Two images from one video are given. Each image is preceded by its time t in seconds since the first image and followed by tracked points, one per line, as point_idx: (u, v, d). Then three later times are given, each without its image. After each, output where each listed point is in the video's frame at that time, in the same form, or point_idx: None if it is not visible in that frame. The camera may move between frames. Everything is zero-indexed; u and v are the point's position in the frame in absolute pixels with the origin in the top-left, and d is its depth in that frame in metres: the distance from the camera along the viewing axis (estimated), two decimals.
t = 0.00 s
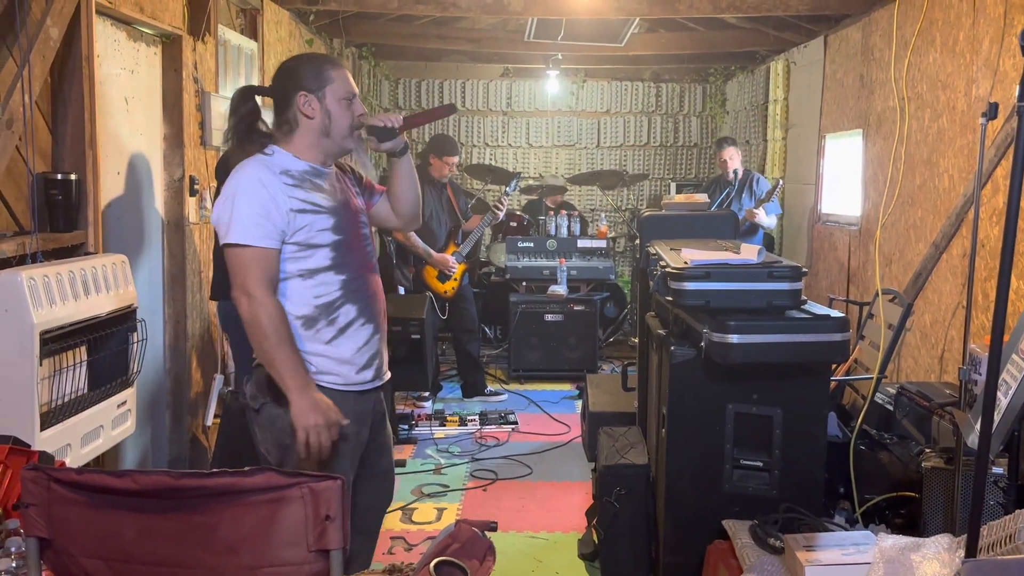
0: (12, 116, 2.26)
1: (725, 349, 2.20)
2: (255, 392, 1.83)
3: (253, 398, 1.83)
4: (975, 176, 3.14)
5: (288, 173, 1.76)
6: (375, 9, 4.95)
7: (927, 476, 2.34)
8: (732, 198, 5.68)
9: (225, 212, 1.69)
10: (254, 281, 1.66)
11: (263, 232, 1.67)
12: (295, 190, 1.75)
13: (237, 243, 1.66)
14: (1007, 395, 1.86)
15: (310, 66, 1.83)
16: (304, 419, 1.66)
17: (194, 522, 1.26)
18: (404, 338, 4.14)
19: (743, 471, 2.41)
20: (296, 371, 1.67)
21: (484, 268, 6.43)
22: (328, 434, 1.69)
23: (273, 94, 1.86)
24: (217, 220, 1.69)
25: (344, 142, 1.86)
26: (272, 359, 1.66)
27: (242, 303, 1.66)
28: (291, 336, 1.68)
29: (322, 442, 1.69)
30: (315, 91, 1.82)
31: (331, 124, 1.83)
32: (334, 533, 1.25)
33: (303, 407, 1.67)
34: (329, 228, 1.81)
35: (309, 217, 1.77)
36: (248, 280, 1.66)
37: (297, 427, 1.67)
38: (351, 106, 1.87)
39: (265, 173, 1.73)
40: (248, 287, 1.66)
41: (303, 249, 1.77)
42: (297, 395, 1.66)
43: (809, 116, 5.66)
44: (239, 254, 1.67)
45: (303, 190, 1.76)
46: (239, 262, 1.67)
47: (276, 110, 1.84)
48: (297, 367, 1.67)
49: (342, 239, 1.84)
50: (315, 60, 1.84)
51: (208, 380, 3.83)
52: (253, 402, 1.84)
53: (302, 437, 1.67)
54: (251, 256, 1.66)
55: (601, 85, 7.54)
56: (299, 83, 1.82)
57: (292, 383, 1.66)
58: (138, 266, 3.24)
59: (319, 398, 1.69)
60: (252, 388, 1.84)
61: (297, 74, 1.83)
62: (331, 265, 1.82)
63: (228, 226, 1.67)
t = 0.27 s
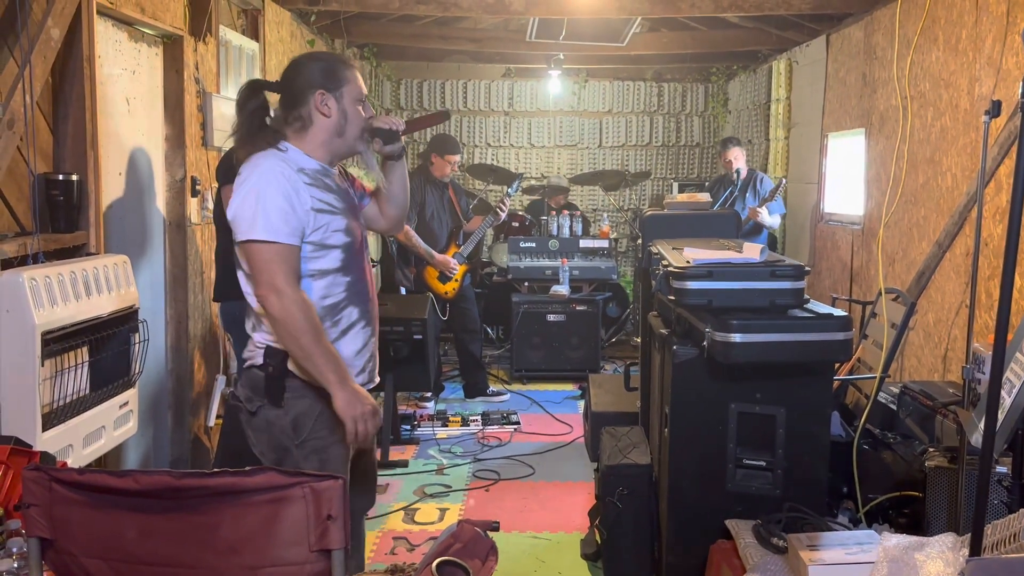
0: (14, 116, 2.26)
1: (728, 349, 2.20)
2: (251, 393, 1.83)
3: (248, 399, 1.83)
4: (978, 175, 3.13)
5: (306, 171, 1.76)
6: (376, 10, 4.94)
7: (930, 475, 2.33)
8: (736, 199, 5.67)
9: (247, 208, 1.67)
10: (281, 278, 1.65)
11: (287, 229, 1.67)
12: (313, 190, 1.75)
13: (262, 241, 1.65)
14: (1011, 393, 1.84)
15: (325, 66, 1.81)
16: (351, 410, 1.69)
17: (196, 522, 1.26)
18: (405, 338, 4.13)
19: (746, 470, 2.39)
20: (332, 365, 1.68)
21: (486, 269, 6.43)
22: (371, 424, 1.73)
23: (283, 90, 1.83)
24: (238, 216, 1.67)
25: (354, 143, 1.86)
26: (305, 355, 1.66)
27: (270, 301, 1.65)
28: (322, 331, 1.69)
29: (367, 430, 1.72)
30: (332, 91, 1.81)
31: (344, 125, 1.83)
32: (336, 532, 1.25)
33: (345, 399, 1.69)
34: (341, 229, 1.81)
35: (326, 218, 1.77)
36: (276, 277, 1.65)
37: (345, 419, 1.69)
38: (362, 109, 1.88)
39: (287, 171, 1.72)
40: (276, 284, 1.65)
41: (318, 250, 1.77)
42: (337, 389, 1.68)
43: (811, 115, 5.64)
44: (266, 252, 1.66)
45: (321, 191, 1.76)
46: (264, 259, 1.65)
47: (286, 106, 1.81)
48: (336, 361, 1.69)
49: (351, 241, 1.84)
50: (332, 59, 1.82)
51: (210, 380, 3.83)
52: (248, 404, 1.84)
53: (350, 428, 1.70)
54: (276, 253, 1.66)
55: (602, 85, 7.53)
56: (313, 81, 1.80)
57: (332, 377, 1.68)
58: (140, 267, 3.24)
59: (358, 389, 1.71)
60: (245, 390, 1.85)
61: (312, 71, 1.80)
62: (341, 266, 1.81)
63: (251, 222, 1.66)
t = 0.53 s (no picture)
0: (18, 116, 2.26)
1: (733, 347, 2.19)
2: (250, 391, 1.81)
3: (248, 397, 1.81)
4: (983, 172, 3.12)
5: (333, 176, 1.74)
6: (379, 9, 4.94)
7: (936, 473, 2.32)
8: (741, 195, 5.67)
9: (279, 211, 1.65)
10: (308, 283, 1.65)
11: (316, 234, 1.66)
12: (339, 195, 1.74)
13: (293, 246, 1.65)
14: (1019, 392, 1.83)
15: (356, 72, 1.78)
16: (364, 418, 1.72)
17: (202, 520, 1.26)
18: (409, 338, 4.13)
19: (752, 469, 2.39)
20: (348, 374, 1.70)
21: (490, 268, 6.42)
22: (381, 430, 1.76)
23: (311, 91, 1.78)
24: (269, 217, 1.65)
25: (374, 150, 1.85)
26: (322, 362, 1.67)
27: (295, 305, 1.65)
28: (341, 338, 1.70)
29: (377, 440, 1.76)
30: (362, 97, 1.78)
31: (369, 132, 1.81)
32: (341, 531, 1.24)
33: (358, 408, 1.71)
34: (359, 235, 1.82)
35: (348, 224, 1.77)
36: (303, 283, 1.65)
37: (359, 426, 1.71)
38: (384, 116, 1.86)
39: (316, 176, 1.70)
40: (302, 288, 1.65)
41: (337, 254, 1.77)
42: (351, 398, 1.70)
43: (815, 113, 5.63)
44: (295, 256, 1.65)
45: (345, 196, 1.76)
46: (290, 262, 1.65)
47: (310, 104, 1.78)
48: (352, 369, 1.71)
49: (365, 246, 1.85)
50: (364, 65, 1.80)
51: (214, 380, 3.83)
52: (247, 401, 1.82)
53: (361, 435, 1.72)
54: (304, 258, 1.66)
55: (605, 83, 7.52)
56: (343, 86, 1.76)
57: (348, 387, 1.69)
58: (144, 267, 3.25)
59: (370, 398, 1.73)
60: (244, 387, 1.82)
61: (342, 74, 1.77)
62: (353, 272, 1.82)
63: (281, 223, 1.64)
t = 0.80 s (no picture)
0: (21, 120, 2.28)
1: (734, 348, 2.20)
2: (253, 390, 1.82)
3: (251, 396, 1.81)
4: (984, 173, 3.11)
5: (355, 188, 1.76)
6: (381, 11, 4.95)
7: (938, 473, 2.32)
8: (744, 195, 5.69)
9: (306, 220, 1.66)
10: (326, 294, 1.67)
11: (338, 246, 1.68)
12: (360, 208, 1.76)
13: (317, 255, 1.66)
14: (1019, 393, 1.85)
15: (389, 90, 1.79)
16: (361, 430, 1.74)
17: (204, 524, 1.27)
18: (411, 339, 4.14)
19: (753, 469, 2.39)
20: (351, 385, 1.71)
21: (492, 269, 6.43)
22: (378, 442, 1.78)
23: (344, 103, 1.78)
24: (296, 225, 1.65)
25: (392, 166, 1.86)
26: (327, 371, 1.68)
27: (309, 314, 1.65)
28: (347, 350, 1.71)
29: (368, 452, 1.77)
30: (391, 117, 1.80)
31: (392, 148, 1.83)
32: (343, 533, 1.25)
33: (358, 420, 1.73)
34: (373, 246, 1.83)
35: (366, 236, 1.79)
36: (320, 293, 1.66)
37: (357, 439, 1.73)
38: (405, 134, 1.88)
39: (342, 187, 1.72)
40: (317, 297, 1.66)
41: (351, 264, 1.78)
42: (351, 409, 1.72)
43: (817, 113, 5.63)
44: (316, 267, 1.66)
45: (365, 209, 1.78)
46: (309, 272, 1.66)
47: (339, 115, 1.77)
48: (355, 381, 1.73)
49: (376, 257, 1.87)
50: (396, 84, 1.81)
51: (218, 382, 3.84)
52: (249, 401, 1.83)
53: (357, 446, 1.74)
54: (324, 268, 1.67)
55: (607, 84, 7.53)
56: (375, 103, 1.77)
57: (348, 398, 1.71)
58: (147, 269, 3.26)
59: (370, 408, 1.76)
60: (247, 387, 1.82)
61: (376, 92, 1.78)
62: (362, 281, 1.84)
63: (306, 233, 1.65)
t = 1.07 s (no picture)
0: (20, 122, 2.28)
1: (735, 348, 2.19)
2: (262, 389, 1.81)
3: (260, 395, 1.81)
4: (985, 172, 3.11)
5: (357, 186, 1.76)
6: (381, 12, 4.95)
7: (939, 473, 2.32)
8: (745, 194, 5.68)
9: (307, 218, 1.66)
10: (327, 291, 1.66)
11: (339, 243, 1.67)
12: (362, 206, 1.75)
13: (318, 253, 1.65)
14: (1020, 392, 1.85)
15: (390, 89, 1.79)
16: (366, 424, 1.74)
17: (203, 525, 1.26)
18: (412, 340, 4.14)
19: (754, 469, 2.39)
20: (355, 381, 1.71)
21: (494, 270, 6.42)
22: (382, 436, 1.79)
23: (345, 103, 1.78)
24: (297, 224, 1.65)
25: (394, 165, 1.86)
26: (330, 367, 1.68)
27: (311, 311, 1.65)
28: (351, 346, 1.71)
29: (373, 446, 1.78)
30: (393, 117, 1.79)
31: (394, 148, 1.82)
32: (342, 534, 1.25)
33: (363, 414, 1.73)
34: (376, 244, 1.83)
35: (368, 233, 1.78)
36: (322, 290, 1.66)
37: (362, 433, 1.74)
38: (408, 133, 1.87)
39: (343, 185, 1.71)
40: (318, 294, 1.65)
41: (354, 262, 1.78)
42: (355, 405, 1.72)
43: (817, 112, 5.63)
44: (317, 263, 1.66)
45: (368, 207, 1.77)
46: (311, 269, 1.65)
47: (341, 114, 1.77)
48: (359, 376, 1.72)
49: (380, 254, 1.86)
50: (397, 83, 1.81)
51: (219, 384, 3.84)
52: (258, 399, 1.82)
53: (363, 441, 1.75)
54: (326, 265, 1.66)
55: (608, 84, 7.52)
56: (377, 102, 1.77)
57: (351, 394, 1.71)
58: (148, 271, 3.26)
59: (374, 404, 1.76)
60: (255, 386, 1.82)
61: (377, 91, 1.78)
62: (367, 279, 1.83)
63: (306, 231, 1.65)
